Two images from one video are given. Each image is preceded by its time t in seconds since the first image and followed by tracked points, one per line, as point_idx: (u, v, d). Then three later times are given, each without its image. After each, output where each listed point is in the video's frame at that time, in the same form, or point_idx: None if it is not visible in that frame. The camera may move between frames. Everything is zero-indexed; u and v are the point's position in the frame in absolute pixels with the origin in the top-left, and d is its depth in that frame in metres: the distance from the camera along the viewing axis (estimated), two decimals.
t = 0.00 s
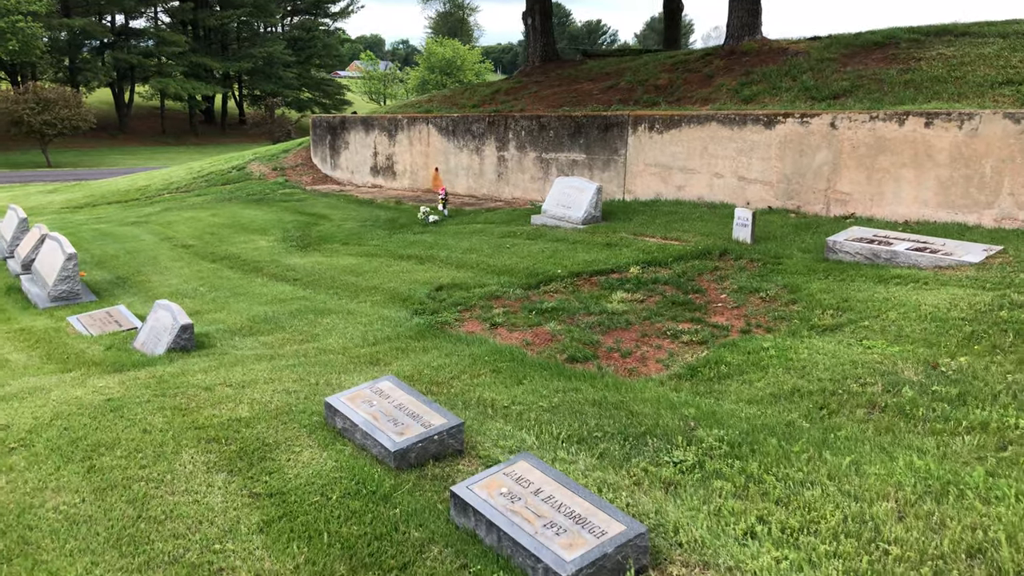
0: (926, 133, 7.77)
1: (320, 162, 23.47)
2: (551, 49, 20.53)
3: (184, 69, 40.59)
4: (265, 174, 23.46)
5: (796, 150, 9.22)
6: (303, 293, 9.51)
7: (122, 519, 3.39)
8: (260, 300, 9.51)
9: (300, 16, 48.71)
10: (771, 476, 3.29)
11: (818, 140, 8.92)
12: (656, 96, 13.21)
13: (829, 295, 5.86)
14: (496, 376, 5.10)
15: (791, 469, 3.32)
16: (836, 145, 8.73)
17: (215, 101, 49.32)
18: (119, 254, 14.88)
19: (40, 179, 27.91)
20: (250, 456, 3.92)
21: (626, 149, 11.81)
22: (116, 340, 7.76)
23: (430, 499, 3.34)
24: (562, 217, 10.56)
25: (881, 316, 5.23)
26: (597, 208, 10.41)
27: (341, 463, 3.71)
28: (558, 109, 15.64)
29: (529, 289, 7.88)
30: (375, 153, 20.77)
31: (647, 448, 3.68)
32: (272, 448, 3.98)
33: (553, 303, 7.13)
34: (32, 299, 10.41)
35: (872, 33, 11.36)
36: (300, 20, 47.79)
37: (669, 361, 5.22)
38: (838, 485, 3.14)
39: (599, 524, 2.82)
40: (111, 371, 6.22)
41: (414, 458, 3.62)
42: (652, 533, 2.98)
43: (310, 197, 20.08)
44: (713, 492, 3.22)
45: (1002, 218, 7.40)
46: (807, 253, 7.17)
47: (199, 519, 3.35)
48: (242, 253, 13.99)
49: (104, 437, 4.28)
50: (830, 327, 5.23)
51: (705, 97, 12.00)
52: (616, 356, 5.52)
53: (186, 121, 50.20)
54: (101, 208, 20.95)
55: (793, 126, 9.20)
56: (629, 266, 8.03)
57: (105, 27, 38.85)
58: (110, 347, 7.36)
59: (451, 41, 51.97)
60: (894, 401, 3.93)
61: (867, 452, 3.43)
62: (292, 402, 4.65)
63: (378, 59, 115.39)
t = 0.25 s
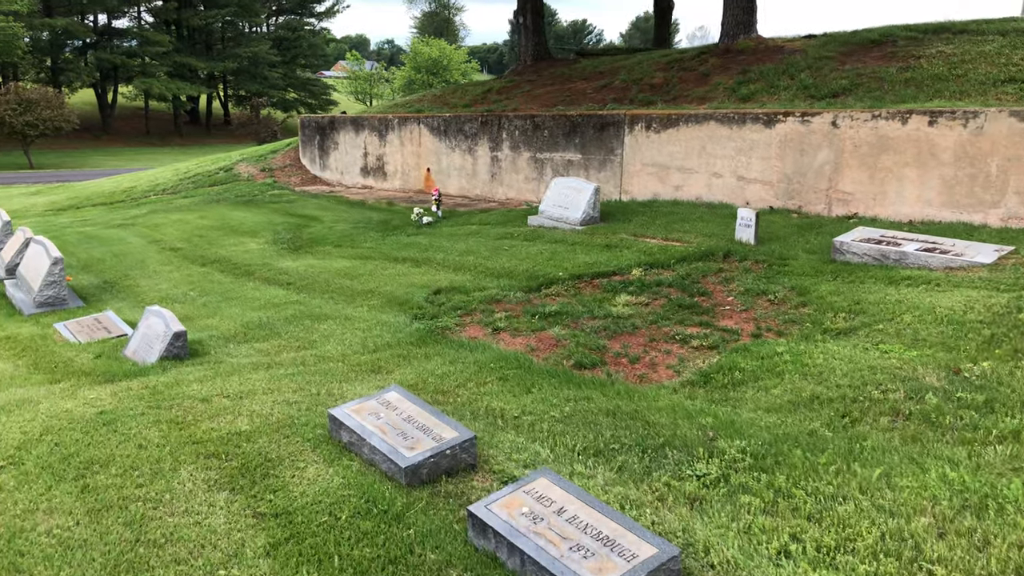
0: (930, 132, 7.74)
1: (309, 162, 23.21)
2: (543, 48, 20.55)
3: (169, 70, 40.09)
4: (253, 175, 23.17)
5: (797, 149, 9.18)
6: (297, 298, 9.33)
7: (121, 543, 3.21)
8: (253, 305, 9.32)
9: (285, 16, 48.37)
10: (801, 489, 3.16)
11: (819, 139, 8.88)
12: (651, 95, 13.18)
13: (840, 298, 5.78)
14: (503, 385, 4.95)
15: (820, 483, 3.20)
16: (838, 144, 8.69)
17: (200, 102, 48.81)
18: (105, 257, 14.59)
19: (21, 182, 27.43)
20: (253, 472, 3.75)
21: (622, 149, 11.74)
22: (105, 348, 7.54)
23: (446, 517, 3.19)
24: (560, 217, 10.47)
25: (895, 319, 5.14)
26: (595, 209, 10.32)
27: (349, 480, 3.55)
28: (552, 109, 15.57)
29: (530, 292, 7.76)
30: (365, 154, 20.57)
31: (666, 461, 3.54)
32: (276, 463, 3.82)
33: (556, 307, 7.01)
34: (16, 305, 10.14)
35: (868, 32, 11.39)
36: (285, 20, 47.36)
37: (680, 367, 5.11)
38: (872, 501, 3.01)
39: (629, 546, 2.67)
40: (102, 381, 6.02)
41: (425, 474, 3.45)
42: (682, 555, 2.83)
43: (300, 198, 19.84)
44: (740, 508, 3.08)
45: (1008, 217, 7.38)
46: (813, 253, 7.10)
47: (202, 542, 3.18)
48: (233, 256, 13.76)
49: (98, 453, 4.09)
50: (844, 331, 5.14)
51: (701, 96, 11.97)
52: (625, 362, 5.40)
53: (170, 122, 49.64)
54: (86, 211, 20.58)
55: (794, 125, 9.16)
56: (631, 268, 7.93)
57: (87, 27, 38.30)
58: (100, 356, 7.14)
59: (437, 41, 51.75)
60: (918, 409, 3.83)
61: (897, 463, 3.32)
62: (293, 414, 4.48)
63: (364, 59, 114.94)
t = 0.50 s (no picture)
0: (940, 130, 7.68)
1: (303, 162, 23.01)
2: (540, 45, 20.51)
3: (159, 69, 39.72)
4: (246, 175, 22.95)
5: (803, 147, 9.09)
6: (296, 300, 9.18)
7: (126, 563, 3.06)
8: (251, 307, 9.16)
9: (276, 15, 48.09)
10: (837, 501, 3.04)
11: (826, 136, 8.80)
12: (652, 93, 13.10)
13: (856, 298, 5.68)
14: (516, 391, 4.81)
15: (856, 495, 3.08)
16: (845, 142, 8.61)
17: (191, 101, 48.45)
18: (98, 258, 14.37)
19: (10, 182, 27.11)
20: (262, 484, 3.60)
21: (624, 148, 11.66)
22: (101, 352, 7.37)
23: (468, 532, 3.06)
24: (563, 217, 10.42)
25: (915, 321, 5.04)
26: (599, 208, 10.27)
27: (364, 493, 3.41)
28: (551, 108, 15.49)
29: (536, 293, 7.65)
30: (361, 153, 20.40)
31: (693, 472, 3.41)
32: (286, 474, 3.67)
33: (564, 309, 6.89)
34: (8, 308, 9.93)
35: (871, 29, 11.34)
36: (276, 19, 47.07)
37: (696, 370, 5.00)
38: (913, 514, 2.90)
39: (665, 564, 2.54)
40: (100, 387, 5.86)
41: (444, 487, 3.31)
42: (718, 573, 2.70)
43: (295, 198, 19.64)
44: (775, 522, 2.96)
45: (1020, 216, 7.34)
46: (824, 253, 7.01)
47: (212, 561, 3.03)
48: (228, 256, 13.57)
49: (99, 465, 3.93)
50: (862, 333, 5.04)
51: (703, 94, 11.89)
52: (639, 365, 5.29)
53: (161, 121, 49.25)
54: (78, 211, 20.32)
55: (800, 123, 9.07)
56: (639, 268, 7.84)
57: (76, 25, 37.91)
58: (97, 361, 6.97)
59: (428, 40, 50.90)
60: (949, 415, 3.73)
61: (935, 473, 3.20)
62: (300, 422, 4.33)
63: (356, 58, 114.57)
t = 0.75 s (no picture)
0: (957, 128, 7.59)
1: (300, 161, 22.82)
2: (540, 44, 20.45)
3: (152, 69, 39.43)
4: (243, 174, 22.75)
5: (815, 146, 8.98)
6: (299, 303, 9.02)
7: None
8: (253, 309, 9.01)
9: (270, 14, 47.89)
10: (887, 517, 2.88)
11: (838, 135, 8.68)
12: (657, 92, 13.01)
13: (878, 299, 5.55)
14: (535, 396, 4.65)
15: (906, 509, 2.92)
16: (858, 140, 8.49)
17: (185, 101, 48.18)
18: (95, 259, 14.18)
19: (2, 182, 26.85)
20: (277, 497, 3.44)
21: (630, 147, 11.55)
22: (101, 356, 7.20)
23: (498, 550, 2.90)
24: (570, 217, 10.33)
25: (943, 324, 4.89)
26: (606, 208, 10.18)
27: (385, 507, 3.24)
28: (554, 107, 15.39)
29: (547, 295, 7.53)
30: (359, 153, 20.22)
31: (729, 484, 3.27)
32: (302, 487, 3.51)
33: (577, 311, 6.76)
34: (3, 310, 9.73)
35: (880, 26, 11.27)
36: (270, 18, 46.87)
37: (719, 374, 4.86)
38: (969, 530, 2.74)
39: None
40: (102, 392, 5.70)
41: (469, 501, 3.15)
42: None
43: (294, 198, 19.45)
44: (823, 537, 2.81)
45: None
46: (841, 253, 6.90)
47: None
48: (227, 257, 13.40)
49: (103, 477, 3.76)
50: (889, 336, 4.90)
51: (710, 92, 11.80)
52: (658, 369, 5.15)
53: (155, 121, 48.96)
54: (73, 211, 20.10)
55: (811, 121, 8.95)
56: (651, 269, 7.73)
57: (69, 25, 37.59)
58: (97, 365, 6.80)
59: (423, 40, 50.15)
60: (992, 422, 3.59)
61: (986, 485, 3.05)
62: (314, 431, 4.16)
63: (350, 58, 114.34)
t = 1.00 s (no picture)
0: (970, 127, 7.56)
1: (295, 163, 22.61)
2: (538, 43, 20.40)
3: (142, 70, 39.10)
4: (237, 176, 22.51)
5: (823, 145, 8.97)
6: (299, 308, 8.86)
7: None
8: (253, 315, 8.84)
9: (261, 15, 47.66)
10: (937, 536, 2.73)
11: (847, 134, 8.66)
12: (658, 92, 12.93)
13: (899, 302, 5.44)
14: (551, 406, 4.49)
15: (956, 528, 2.77)
16: (868, 140, 8.46)
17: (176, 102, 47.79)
18: (87, 263, 13.93)
19: None
20: (290, 518, 3.26)
21: (633, 147, 11.43)
22: (97, 365, 7.00)
23: None
24: (575, 218, 10.30)
25: (970, 328, 4.76)
26: (611, 210, 10.15)
27: (404, 528, 3.07)
28: (554, 107, 15.31)
29: (555, 299, 7.40)
30: (355, 154, 20.04)
31: (764, 501, 3.10)
32: (316, 507, 3.34)
33: (588, 315, 6.64)
34: None
35: (883, 25, 11.25)
36: (261, 19, 46.64)
37: (740, 382, 4.73)
38: None
39: None
40: (100, 404, 5.51)
41: (494, 522, 2.99)
42: None
43: (289, 200, 19.25)
44: (871, 560, 2.65)
45: None
46: (855, 255, 6.81)
47: None
48: (223, 261, 13.20)
49: (104, 498, 3.58)
50: (915, 341, 4.77)
51: (713, 92, 11.73)
52: (676, 377, 5.02)
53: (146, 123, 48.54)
54: (64, 214, 19.81)
55: (819, 120, 8.95)
56: (661, 273, 7.63)
57: (58, 26, 37.19)
58: (93, 374, 6.60)
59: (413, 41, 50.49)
60: None
61: None
62: (324, 445, 3.98)
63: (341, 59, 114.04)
